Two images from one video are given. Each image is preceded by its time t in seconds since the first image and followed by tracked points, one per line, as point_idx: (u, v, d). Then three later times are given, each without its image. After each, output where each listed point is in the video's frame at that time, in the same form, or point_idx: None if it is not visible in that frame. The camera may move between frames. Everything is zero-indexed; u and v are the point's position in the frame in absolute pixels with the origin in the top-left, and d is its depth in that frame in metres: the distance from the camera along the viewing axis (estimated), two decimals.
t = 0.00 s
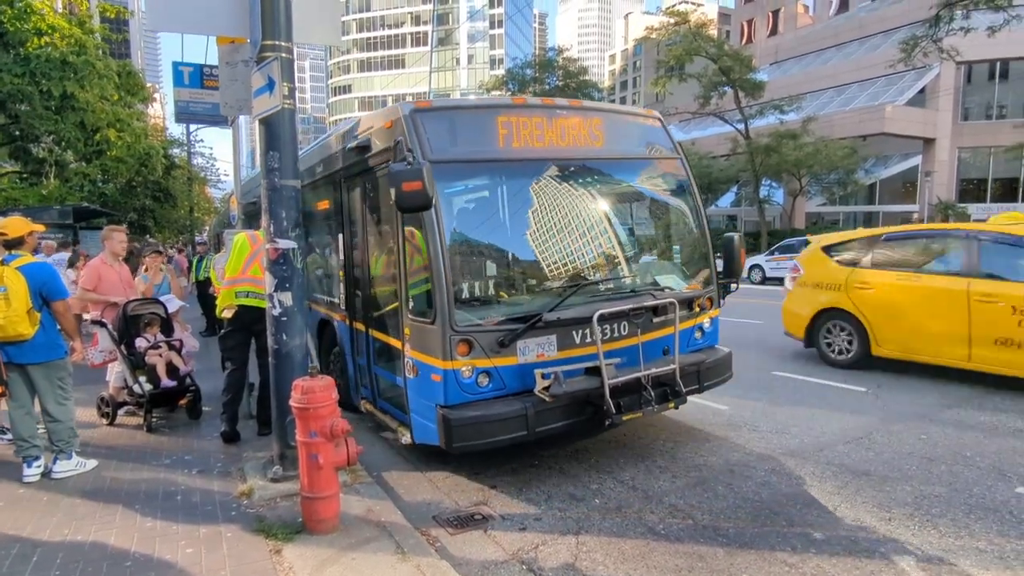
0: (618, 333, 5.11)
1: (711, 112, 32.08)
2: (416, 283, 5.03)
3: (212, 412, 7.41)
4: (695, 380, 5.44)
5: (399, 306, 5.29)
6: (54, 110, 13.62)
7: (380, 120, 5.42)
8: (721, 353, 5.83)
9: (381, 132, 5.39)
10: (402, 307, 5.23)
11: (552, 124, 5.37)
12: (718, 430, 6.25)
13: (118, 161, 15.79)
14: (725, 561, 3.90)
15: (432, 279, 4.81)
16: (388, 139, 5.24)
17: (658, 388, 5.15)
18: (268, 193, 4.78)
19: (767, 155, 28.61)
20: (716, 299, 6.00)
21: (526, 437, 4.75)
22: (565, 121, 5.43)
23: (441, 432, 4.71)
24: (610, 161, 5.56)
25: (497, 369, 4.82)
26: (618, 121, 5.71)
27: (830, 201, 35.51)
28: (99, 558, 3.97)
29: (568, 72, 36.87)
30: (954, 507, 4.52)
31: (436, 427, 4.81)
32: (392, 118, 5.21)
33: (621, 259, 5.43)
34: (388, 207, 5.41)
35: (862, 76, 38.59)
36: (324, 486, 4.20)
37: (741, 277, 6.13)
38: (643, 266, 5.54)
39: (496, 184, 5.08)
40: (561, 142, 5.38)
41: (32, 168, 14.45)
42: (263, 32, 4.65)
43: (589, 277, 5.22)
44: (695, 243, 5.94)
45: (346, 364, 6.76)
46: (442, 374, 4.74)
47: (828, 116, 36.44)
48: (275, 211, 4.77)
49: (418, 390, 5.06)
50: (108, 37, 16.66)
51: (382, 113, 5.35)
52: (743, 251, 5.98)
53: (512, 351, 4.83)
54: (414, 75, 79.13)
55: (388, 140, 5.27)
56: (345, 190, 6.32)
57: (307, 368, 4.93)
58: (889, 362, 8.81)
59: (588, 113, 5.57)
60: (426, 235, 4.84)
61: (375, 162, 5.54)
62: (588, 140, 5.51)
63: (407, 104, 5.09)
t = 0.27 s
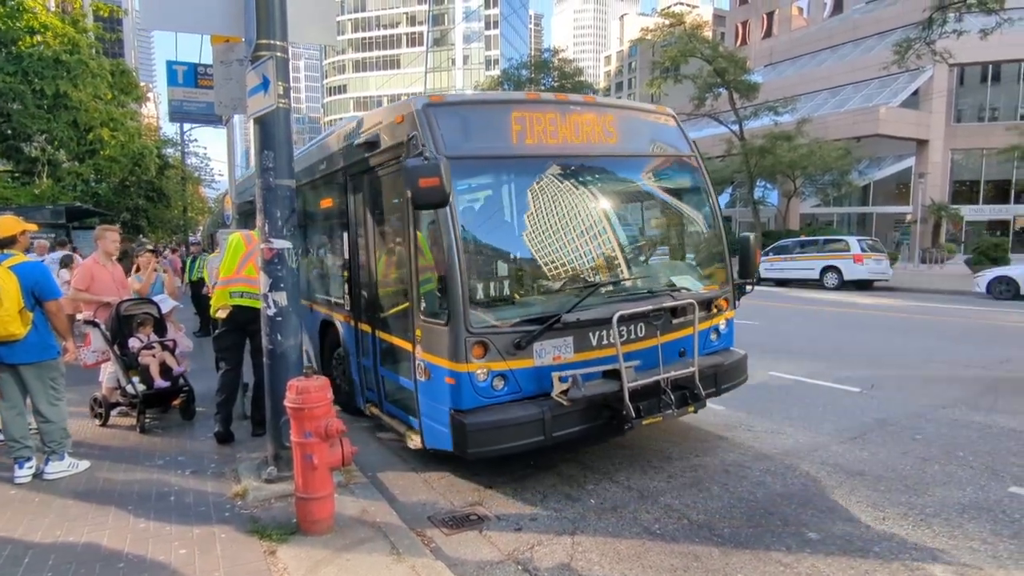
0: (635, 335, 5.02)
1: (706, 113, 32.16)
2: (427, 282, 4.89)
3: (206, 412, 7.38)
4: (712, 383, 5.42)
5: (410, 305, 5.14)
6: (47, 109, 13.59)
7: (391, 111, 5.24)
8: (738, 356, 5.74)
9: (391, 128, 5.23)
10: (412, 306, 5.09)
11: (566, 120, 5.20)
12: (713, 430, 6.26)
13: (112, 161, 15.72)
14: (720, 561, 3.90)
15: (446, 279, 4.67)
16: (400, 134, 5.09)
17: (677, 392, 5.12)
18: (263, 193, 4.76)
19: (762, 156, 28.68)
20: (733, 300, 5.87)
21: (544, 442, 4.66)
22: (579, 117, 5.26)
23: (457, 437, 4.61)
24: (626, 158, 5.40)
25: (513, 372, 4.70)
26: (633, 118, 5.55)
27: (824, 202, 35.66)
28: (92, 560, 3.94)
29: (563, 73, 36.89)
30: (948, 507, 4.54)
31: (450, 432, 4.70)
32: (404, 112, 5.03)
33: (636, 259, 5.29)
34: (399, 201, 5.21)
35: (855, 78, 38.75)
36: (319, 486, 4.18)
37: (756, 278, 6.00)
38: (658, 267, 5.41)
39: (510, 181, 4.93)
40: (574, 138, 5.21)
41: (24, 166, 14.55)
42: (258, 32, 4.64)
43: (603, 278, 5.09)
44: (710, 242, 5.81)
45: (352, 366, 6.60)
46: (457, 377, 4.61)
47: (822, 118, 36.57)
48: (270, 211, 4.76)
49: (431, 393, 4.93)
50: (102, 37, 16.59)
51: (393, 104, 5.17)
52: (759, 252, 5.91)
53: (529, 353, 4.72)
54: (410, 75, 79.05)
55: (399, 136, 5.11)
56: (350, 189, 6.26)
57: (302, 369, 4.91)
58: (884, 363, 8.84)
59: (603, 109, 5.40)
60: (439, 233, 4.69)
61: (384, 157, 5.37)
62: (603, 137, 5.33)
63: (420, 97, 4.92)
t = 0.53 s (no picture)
0: (659, 342, 4.92)
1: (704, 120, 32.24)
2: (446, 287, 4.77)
3: (203, 416, 7.36)
4: (736, 392, 5.31)
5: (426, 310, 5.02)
6: (45, 112, 13.59)
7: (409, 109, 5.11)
8: (759, 364, 5.64)
9: (408, 129, 5.11)
10: (429, 311, 4.96)
11: (585, 121, 5.08)
12: (712, 436, 6.24)
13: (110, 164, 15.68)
14: (719, 568, 3.89)
15: (466, 284, 4.54)
16: (418, 134, 4.97)
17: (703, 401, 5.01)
18: (261, 196, 4.76)
19: (760, 162, 28.74)
20: (753, 306, 5.77)
21: (568, 453, 4.52)
22: (599, 118, 5.14)
23: (478, 449, 4.46)
24: (645, 160, 5.28)
25: (536, 380, 4.57)
26: (652, 120, 5.43)
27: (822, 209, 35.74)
28: (87, 564, 3.92)
29: (562, 79, 36.98)
30: (947, 514, 4.53)
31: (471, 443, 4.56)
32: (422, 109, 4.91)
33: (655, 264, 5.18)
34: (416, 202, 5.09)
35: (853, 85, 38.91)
36: (316, 491, 4.16)
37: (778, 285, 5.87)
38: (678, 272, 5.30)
39: (531, 182, 4.81)
40: (593, 139, 5.08)
41: (22, 169, 14.54)
42: (258, 36, 4.65)
43: (623, 283, 4.96)
44: (730, 247, 5.71)
45: (363, 374, 6.45)
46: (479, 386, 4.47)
47: (820, 125, 36.69)
48: (268, 215, 4.76)
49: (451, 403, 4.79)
50: (102, 40, 16.61)
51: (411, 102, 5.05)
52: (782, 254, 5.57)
53: (551, 360, 4.59)
54: (409, 80, 79.23)
55: (416, 137, 5.00)
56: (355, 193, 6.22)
57: (299, 373, 4.90)
58: (882, 369, 8.84)
59: (622, 110, 5.28)
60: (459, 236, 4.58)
61: (401, 157, 5.25)
62: (622, 138, 5.21)
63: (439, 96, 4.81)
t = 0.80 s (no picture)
0: (696, 358, 4.78)
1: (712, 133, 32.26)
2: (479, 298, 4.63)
3: (210, 425, 7.37)
4: (775, 411, 5.15)
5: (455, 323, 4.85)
6: (59, 121, 13.73)
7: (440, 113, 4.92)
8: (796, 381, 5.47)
9: (437, 135, 5.00)
10: (459, 325, 4.80)
11: (618, 127, 4.95)
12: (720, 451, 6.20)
13: (122, 173, 15.83)
14: None
15: (501, 296, 4.39)
16: (448, 140, 4.86)
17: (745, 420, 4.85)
18: (272, 207, 4.79)
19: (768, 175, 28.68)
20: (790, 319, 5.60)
21: (607, 474, 4.35)
22: (632, 124, 5.02)
23: (514, 469, 4.29)
24: (678, 169, 5.15)
25: (572, 398, 4.41)
26: (685, 129, 5.32)
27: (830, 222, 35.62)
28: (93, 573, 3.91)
29: (571, 91, 37.13)
30: (959, 532, 4.47)
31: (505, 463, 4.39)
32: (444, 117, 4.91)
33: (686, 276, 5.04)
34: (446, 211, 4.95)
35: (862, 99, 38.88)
36: (323, 502, 4.15)
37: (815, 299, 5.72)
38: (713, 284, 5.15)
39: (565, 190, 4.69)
40: (626, 147, 4.96)
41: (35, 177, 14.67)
42: (271, 48, 4.70)
43: (658, 295, 4.81)
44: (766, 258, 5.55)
45: (382, 389, 6.31)
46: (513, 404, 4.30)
47: (828, 138, 36.64)
48: (278, 225, 4.79)
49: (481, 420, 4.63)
50: (115, 51, 16.81)
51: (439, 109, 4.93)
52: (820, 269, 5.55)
53: (588, 376, 4.43)
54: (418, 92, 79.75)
55: (446, 143, 4.89)
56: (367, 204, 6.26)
57: (307, 383, 4.90)
58: (893, 385, 8.76)
59: (654, 117, 5.16)
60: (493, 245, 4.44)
61: (429, 165, 5.13)
62: (655, 146, 5.09)
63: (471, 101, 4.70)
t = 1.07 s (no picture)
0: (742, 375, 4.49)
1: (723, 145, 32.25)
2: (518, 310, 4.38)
3: (221, 433, 7.40)
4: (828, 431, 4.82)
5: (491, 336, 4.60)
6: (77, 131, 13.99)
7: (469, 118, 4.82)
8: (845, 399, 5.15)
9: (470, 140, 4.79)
10: (495, 338, 4.55)
11: (657, 132, 4.67)
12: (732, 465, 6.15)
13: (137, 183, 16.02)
14: None
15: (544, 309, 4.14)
16: (483, 144, 4.63)
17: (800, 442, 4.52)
18: (285, 217, 4.84)
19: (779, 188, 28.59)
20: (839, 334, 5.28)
21: (655, 501, 4.04)
22: (671, 129, 4.74)
23: (556, 494, 4.00)
24: (719, 176, 4.86)
25: (616, 418, 4.12)
26: (726, 135, 5.03)
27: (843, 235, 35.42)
28: None
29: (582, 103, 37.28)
30: (975, 550, 4.41)
31: (545, 488, 4.10)
32: (456, 129, 4.99)
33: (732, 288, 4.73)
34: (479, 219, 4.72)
35: (874, 111, 38.76)
36: (332, 512, 4.17)
37: (864, 312, 5.42)
38: (760, 297, 4.84)
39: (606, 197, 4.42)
40: (666, 153, 4.67)
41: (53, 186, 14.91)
42: (287, 61, 4.76)
43: (703, 309, 4.50)
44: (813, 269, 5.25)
45: (406, 405, 6.05)
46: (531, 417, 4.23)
47: (840, 151, 36.52)
48: (292, 235, 4.83)
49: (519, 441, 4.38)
50: (134, 63, 17.09)
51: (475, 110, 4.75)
52: (869, 280, 5.36)
53: (633, 396, 4.14)
54: (430, 103, 80.35)
55: (480, 148, 4.67)
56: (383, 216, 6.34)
57: (318, 393, 4.92)
58: (907, 400, 8.66)
59: (694, 122, 4.88)
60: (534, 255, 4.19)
61: (462, 170, 4.91)
62: (695, 152, 4.80)
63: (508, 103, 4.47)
